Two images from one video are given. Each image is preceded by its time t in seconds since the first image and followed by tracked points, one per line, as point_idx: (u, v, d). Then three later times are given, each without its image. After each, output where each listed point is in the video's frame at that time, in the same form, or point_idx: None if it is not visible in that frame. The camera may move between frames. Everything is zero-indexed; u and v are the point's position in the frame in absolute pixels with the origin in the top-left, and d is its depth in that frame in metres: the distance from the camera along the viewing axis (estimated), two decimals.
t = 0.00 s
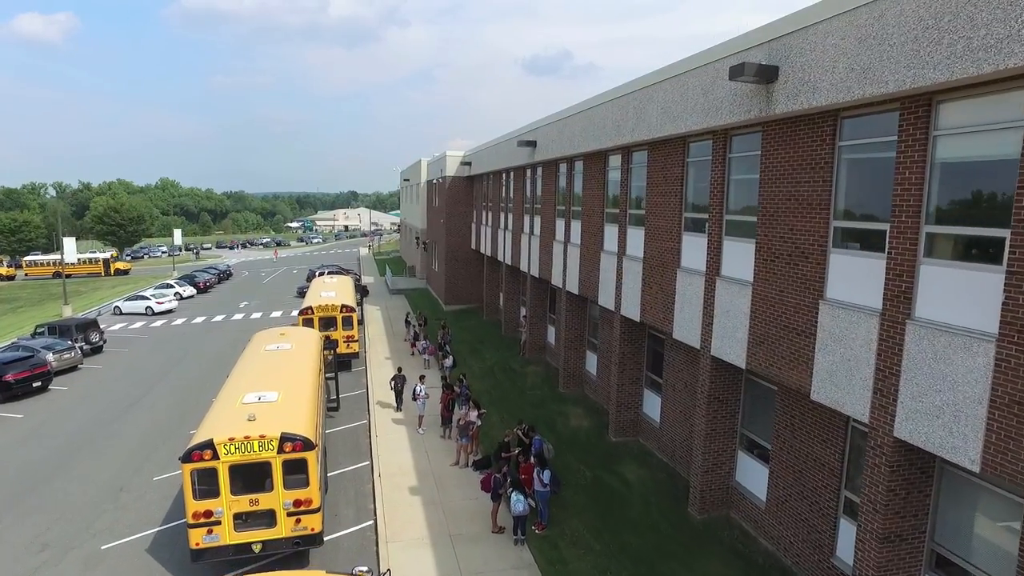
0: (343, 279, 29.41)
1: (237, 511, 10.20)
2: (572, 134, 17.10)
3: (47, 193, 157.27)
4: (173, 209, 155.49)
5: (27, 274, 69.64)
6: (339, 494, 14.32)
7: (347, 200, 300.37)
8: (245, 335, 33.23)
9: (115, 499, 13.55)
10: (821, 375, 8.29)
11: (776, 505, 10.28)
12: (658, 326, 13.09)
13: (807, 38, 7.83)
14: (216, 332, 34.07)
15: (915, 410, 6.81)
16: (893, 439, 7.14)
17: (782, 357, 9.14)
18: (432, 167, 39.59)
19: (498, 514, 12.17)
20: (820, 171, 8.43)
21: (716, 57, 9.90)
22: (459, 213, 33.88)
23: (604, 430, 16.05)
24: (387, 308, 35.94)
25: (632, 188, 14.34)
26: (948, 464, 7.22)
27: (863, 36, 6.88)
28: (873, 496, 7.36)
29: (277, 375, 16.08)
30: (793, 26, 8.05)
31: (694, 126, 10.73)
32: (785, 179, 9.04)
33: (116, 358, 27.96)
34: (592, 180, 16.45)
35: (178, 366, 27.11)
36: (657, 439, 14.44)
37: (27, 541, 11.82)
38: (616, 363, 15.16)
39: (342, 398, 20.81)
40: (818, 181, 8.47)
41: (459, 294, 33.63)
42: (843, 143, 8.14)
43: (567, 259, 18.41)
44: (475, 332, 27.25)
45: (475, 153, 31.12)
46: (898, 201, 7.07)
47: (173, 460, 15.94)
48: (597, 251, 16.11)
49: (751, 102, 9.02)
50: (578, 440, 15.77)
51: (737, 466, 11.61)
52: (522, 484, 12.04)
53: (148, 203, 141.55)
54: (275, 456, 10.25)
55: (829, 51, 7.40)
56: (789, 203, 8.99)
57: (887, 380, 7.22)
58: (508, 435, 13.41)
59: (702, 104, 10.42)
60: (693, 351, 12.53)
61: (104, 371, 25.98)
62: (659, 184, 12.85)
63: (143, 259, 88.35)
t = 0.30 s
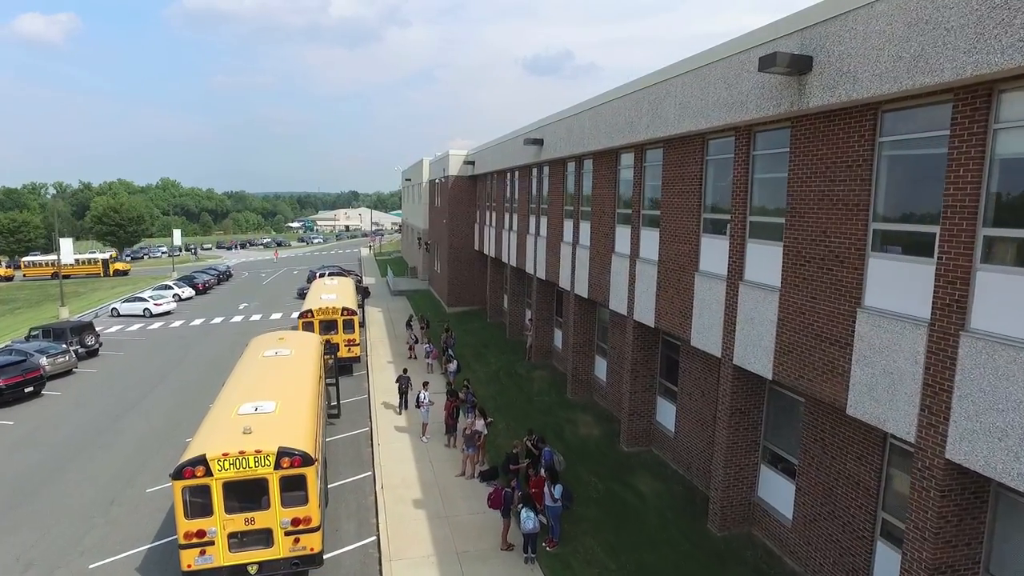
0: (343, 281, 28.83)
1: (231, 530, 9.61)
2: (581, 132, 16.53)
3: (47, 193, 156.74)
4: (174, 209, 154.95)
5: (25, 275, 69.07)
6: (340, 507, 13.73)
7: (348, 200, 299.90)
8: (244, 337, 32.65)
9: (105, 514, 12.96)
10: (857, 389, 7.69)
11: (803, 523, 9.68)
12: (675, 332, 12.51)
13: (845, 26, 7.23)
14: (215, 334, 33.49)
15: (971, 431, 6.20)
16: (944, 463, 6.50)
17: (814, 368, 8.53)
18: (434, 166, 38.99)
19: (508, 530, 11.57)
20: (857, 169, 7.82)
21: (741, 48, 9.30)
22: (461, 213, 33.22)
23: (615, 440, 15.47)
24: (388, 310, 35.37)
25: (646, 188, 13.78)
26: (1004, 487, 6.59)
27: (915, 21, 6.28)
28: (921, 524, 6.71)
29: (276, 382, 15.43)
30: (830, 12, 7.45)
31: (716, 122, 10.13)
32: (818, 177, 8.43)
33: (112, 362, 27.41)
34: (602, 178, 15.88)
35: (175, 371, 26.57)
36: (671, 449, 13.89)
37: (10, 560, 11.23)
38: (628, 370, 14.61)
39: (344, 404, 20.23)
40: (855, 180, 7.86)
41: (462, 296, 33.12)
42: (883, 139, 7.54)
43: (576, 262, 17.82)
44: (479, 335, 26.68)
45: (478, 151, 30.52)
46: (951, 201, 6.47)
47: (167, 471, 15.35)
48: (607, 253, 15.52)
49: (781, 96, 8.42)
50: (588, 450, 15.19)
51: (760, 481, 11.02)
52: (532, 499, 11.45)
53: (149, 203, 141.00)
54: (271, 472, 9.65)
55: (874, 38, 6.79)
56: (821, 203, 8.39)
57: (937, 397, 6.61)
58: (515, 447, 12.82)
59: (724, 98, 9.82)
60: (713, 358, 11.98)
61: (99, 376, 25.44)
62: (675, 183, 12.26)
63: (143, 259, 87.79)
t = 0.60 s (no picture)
0: (345, 284, 28.26)
1: (225, 552, 9.04)
2: (591, 130, 15.95)
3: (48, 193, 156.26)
4: (174, 210, 154.48)
5: (24, 275, 68.53)
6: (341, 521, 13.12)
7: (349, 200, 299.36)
8: (244, 340, 32.08)
9: (95, 531, 12.38)
10: (900, 406, 7.08)
11: (834, 546, 9.05)
12: (693, 339, 11.93)
13: (893, 10, 6.62)
14: (214, 337, 32.92)
15: None
16: (1010, 492, 5.89)
17: (851, 381, 7.91)
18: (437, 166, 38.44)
19: (518, 549, 10.96)
20: (900, 167, 7.19)
21: (770, 38, 8.69)
22: (466, 214, 32.74)
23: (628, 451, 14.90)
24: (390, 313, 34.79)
25: (661, 188, 13.23)
26: None
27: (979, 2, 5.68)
28: (982, 559, 6.09)
29: (274, 391, 14.79)
30: None
31: (740, 118, 9.56)
32: (856, 175, 7.80)
33: (107, 367, 26.86)
34: (614, 177, 15.31)
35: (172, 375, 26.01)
36: (688, 461, 13.33)
37: None
38: (642, 378, 14.06)
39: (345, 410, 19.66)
40: (899, 179, 7.21)
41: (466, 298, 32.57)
42: (932, 135, 6.90)
43: (585, 264, 17.24)
44: (483, 339, 26.11)
45: (482, 151, 29.94)
46: (1016, 202, 5.86)
47: (161, 482, 14.76)
48: (620, 255, 14.93)
49: (816, 89, 7.81)
50: (600, 461, 14.61)
51: (785, 498, 10.41)
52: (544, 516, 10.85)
53: (150, 203, 140.51)
54: (268, 491, 9.07)
55: (927, 22, 6.19)
56: (859, 204, 7.77)
57: (996, 418, 6.00)
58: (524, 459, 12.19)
59: (751, 93, 9.23)
60: (735, 368, 11.39)
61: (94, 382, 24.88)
62: (695, 183, 11.71)
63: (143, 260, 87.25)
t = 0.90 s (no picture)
0: (346, 286, 27.70)
1: None
2: (602, 128, 15.37)
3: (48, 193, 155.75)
4: (174, 210, 153.94)
5: (22, 276, 67.97)
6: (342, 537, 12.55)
7: (350, 201, 298.88)
8: (243, 343, 31.52)
9: (84, 548, 11.80)
10: (951, 426, 6.48)
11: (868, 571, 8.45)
12: (711, 348, 11.36)
13: None
14: (213, 340, 32.36)
15: None
16: None
17: (894, 397, 7.29)
18: (439, 166, 37.88)
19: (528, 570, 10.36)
20: (950, 164, 6.57)
21: (801, 28, 8.10)
22: (469, 214, 32.16)
23: (641, 463, 14.33)
24: (392, 315, 34.23)
25: (678, 188, 12.69)
26: None
27: None
28: None
29: (272, 399, 14.17)
30: None
31: (767, 113, 8.96)
32: (899, 173, 7.18)
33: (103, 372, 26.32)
34: (626, 177, 14.75)
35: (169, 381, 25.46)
36: (705, 474, 12.76)
37: None
38: (657, 387, 13.50)
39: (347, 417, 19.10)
40: (948, 178, 6.60)
41: (469, 301, 32.01)
42: (987, 129, 6.29)
43: (595, 267, 16.67)
44: (487, 343, 25.56)
45: (486, 150, 29.37)
46: None
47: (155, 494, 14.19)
48: (632, 258, 14.36)
49: (854, 81, 7.20)
50: (612, 473, 14.04)
51: (813, 516, 9.80)
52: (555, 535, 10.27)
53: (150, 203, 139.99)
54: (264, 513, 8.49)
55: (990, 4, 5.59)
56: (902, 205, 7.17)
57: None
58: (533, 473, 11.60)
59: (779, 86, 8.64)
60: (757, 378, 10.80)
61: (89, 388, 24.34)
62: (715, 182, 11.14)
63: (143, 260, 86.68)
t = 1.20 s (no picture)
0: (347, 288, 27.13)
1: None
2: (612, 126, 14.79)
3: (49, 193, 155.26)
4: (175, 210, 153.44)
5: (21, 276, 67.41)
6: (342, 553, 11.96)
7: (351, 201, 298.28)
8: (242, 346, 30.95)
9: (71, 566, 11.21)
10: (1013, 449, 5.88)
11: None
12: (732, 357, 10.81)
13: None
14: (212, 343, 31.79)
15: None
16: None
17: (941, 413, 6.69)
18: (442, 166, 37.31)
19: None
20: (1010, 161, 5.97)
21: (836, 15, 7.48)
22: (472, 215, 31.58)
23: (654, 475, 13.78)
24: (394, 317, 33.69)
25: (695, 188, 12.10)
26: None
27: None
28: None
29: (268, 407, 13.58)
30: None
31: (795, 109, 8.37)
32: (947, 170, 6.60)
33: (98, 376, 25.78)
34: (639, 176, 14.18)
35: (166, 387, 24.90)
36: (722, 488, 12.20)
37: None
38: (671, 396, 12.94)
39: (347, 425, 18.51)
40: (1009, 176, 5.99)
41: (473, 303, 31.45)
42: None
43: (605, 269, 16.10)
44: (492, 346, 25.01)
45: (490, 149, 28.79)
46: None
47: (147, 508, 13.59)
48: (646, 261, 13.79)
49: (898, 70, 6.58)
50: (624, 486, 13.48)
51: (842, 537, 9.17)
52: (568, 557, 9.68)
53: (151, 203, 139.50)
54: (258, 536, 7.92)
55: None
56: (952, 207, 6.56)
57: None
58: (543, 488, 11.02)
59: (810, 79, 8.01)
60: (782, 389, 10.23)
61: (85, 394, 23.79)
62: (736, 181, 10.56)
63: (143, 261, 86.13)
